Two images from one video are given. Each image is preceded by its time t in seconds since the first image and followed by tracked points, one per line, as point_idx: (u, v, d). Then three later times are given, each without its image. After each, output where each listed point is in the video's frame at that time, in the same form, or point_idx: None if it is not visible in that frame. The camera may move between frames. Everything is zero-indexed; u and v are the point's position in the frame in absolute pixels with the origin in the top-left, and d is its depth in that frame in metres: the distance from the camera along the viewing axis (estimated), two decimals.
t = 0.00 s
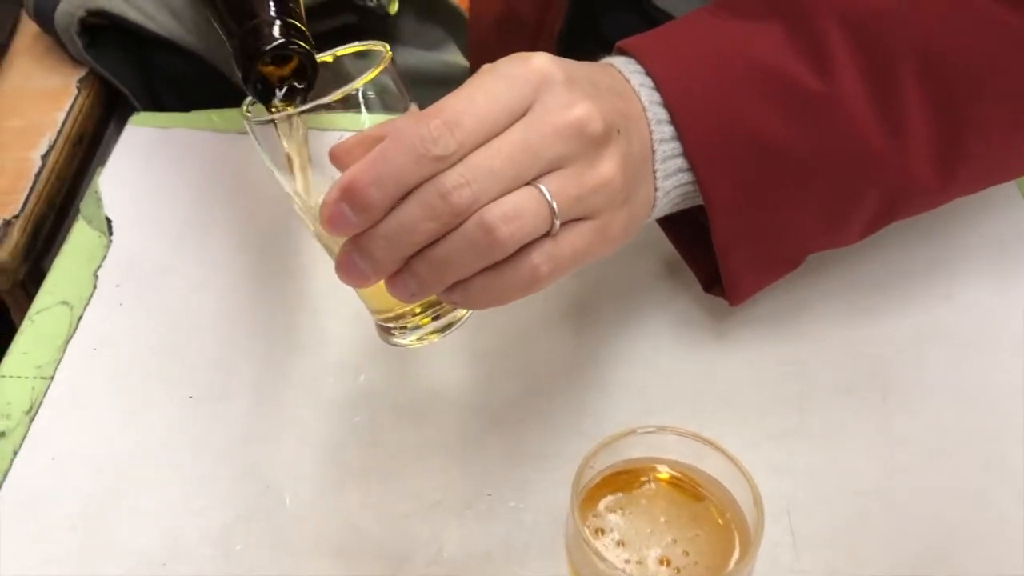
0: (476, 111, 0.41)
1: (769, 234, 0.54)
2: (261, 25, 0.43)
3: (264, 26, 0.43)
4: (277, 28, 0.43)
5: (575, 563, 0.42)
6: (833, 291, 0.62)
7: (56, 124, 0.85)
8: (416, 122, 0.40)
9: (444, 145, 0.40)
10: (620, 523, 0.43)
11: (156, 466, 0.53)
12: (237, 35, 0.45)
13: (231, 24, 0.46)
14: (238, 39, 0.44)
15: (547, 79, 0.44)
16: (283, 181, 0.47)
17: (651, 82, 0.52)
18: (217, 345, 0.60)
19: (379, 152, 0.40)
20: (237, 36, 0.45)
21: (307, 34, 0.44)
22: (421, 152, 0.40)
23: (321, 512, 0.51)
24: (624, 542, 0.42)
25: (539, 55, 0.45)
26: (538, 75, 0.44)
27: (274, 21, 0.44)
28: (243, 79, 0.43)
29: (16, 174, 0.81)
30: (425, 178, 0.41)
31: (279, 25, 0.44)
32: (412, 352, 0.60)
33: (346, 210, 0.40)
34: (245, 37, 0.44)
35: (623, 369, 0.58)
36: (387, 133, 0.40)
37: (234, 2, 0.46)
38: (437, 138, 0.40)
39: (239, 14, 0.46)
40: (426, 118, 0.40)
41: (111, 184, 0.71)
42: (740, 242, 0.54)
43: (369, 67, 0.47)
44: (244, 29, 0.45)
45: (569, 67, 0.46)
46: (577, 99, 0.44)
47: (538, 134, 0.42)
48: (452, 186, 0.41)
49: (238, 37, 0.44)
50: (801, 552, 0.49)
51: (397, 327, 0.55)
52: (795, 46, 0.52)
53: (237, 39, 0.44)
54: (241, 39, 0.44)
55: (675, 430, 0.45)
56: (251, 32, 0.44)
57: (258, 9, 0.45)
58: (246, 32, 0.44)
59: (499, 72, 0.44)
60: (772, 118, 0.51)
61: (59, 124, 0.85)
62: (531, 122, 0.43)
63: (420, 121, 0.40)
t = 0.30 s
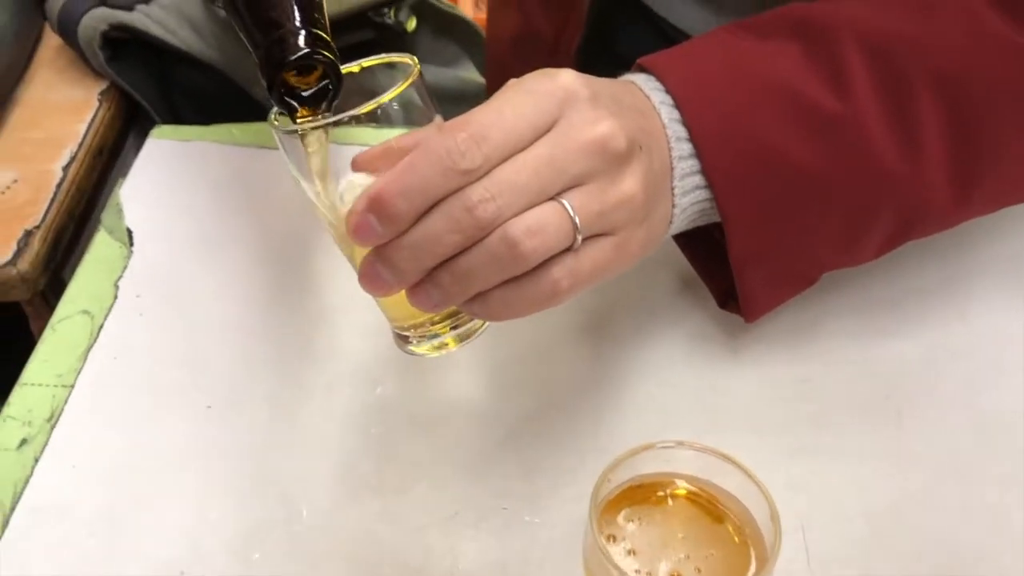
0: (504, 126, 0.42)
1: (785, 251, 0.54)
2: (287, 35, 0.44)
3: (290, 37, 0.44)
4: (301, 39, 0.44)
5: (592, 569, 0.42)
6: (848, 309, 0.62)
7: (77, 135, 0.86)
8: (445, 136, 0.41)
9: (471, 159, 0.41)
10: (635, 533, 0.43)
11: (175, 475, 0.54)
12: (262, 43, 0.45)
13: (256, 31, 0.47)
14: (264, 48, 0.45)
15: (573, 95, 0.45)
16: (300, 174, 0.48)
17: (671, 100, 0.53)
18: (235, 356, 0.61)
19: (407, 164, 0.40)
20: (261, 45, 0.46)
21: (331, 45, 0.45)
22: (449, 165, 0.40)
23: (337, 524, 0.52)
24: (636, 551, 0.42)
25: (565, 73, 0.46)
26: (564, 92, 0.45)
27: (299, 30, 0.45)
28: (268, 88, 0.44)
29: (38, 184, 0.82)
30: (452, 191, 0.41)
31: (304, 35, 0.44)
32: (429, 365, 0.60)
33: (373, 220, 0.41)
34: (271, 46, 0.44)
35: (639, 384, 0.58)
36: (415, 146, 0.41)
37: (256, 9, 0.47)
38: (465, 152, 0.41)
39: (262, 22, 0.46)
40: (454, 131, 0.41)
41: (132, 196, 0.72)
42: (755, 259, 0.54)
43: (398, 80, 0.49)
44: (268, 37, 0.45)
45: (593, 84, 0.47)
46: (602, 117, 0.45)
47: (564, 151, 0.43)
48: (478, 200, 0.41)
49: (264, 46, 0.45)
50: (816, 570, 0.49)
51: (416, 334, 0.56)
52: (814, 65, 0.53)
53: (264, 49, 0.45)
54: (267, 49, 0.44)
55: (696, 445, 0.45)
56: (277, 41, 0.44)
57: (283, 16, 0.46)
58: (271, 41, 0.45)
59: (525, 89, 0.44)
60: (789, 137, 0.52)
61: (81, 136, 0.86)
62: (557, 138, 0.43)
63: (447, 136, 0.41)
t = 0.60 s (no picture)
0: (530, 159, 0.43)
1: (797, 279, 0.55)
2: (319, 61, 0.45)
3: (321, 63, 0.45)
4: (333, 65, 0.45)
5: None
6: (862, 336, 0.63)
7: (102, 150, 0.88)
8: (473, 168, 0.42)
9: (498, 192, 0.42)
10: (649, 551, 0.44)
11: (196, 491, 0.55)
12: (294, 70, 0.46)
13: (287, 57, 0.48)
14: (297, 75, 0.46)
15: (597, 130, 0.46)
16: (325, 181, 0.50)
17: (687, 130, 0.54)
18: (256, 374, 0.62)
19: (435, 194, 0.41)
20: (293, 71, 0.47)
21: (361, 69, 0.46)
22: (477, 197, 0.41)
23: (356, 542, 0.53)
24: (649, 569, 0.43)
25: (589, 107, 0.47)
26: (589, 126, 0.46)
27: (330, 56, 0.46)
28: (301, 111, 0.45)
29: (63, 200, 0.83)
30: (476, 223, 0.42)
31: (336, 60, 0.46)
32: (445, 385, 0.61)
33: (400, 248, 0.42)
34: (303, 73, 0.45)
35: (653, 408, 0.59)
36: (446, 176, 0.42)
37: (288, 38, 0.48)
38: (493, 185, 0.42)
39: (294, 50, 0.47)
40: (483, 164, 0.42)
41: (156, 214, 0.74)
42: (767, 285, 0.55)
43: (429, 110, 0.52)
44: (299, 63, 0.47)
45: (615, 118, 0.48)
46: (624, 152, 0.46)
47: (587, 185, 0.44)
48: (503, 231, 0.42)
49: (296, 72, 0.46)
50: None
51: (431, 353, 0.57)
52: (828, 98, 0.54)
53: (295, 75, 0.46)
54: (299, 76, 0.46)
55: (716, 472, 0.46)
56: (309, 67, 0.45)
57: (314, 41, 0.47)
58: (303, 66, 0.46)
59: (552, 121, 0.45)
60: (803, 167, 0.53)
61: (105, 152, 0.88)
62: (581, 171, 0.44)
63: (476, 168, 0.42)
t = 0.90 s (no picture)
0: (552, 197, 0.43)
1: (811, 314, 0.55)
2: (343, 90, 0.45)
3: (345, 92, 0.45)
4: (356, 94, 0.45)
5: None
6: (876, 370, 0.63)
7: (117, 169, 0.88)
8: (494, 205, 0.42)
9: (520, 231, 0.42)
10: None
11: (209, 515, 0.55)
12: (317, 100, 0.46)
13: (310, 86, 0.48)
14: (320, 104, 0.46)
15: (616, 167, 0.46)
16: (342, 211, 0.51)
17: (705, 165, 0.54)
18: (270, 398, 0.62)
19: (457, 231, 0.42)
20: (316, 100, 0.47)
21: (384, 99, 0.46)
22: (499, 236, 0.42)
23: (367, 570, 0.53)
24: None
25: (610, 145, 0.47)
26: (607, 164, 0.46)
27: (354, 86, 0.46)
28: (324, 141, 0.45)
29: (78, 217, 0.84)
30: (496, 260, 0.43)
31: (359, 90, 0.46)
32: (459, 413, 0.62)
33: (419, 282, 0.42)
34: (326, 102, 0.45)
35: (666, 439, 0.59)
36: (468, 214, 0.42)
37: (311, 68, 0.48)
38: (515, 223, 0.42)
39: (317, 79, 0.48)
40: (503, 202, 0.42)
41: (172, 235, 0.74)
42: (781, 319, 0.55)
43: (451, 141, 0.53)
44: (322, 93, 0.47)
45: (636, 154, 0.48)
46: (643, 191, 0.46)
47: (607, 225, 0.44)
48: (522, 269, 0.43)
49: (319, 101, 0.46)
50: None
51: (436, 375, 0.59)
52: (845, 134, 0.54)
53: (318, 105, 0.46)
54: (322, 105, 0.46)
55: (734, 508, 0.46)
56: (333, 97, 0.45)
57: (338, 72, 0.47)
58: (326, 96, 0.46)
59: (573, 159, 0.45)
60: (819, 204, 0.53)
61: (120, 171, 0.88)
62: (602, 211, 0.44)
63: (498, 206, 0.42)
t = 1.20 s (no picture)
0: (572, 262, 0.43)
1: (824, 370, 0.56)
2: (362, 148, 0.46)
3: (364, 150, 0.46)
4: (375, 151, 0.45)
5: None
6: (889, 423, 0.62)
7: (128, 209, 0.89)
8: (514, 270, 0.43)
9: (540, 295, 0.42)
10: None
11: (219, 566, 0.55)
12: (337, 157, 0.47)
13: (330, 141, 0.48)
14: (340, 161, 0.46)
15: (637, 233, 0.46)
16: (357, 262, 0.51)
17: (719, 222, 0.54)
18: (281, 446, 0.62)
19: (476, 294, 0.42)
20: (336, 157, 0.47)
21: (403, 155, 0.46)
22: (519, 302, 0.42)
23: None
24: None
25: (627, 207, 0.47)
26: (629, 231, 0.46)
27: (373, 143, 0.46)
28: (343, 198, 0.45)
29: (89, 258, 0.84)
30: (514, 324, 0.43)
31: (378, 147, 0.46)
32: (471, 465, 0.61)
33: (436, 342, 0.42)
34: (345, 159, 0.46)
35: (678, 492, 0.59)
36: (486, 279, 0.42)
37: (331, 124, 0.49)
38: (535, 287, 0.42)
39: (336, 134, 0.48)
40: (523, 267, 0.42)
41: (184, 279, 0.75)
42: (794, 374, 0.56)
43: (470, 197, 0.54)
44: (342, 149, 0.47)
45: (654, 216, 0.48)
46: (663, 255, 0.46)
47: (626, 290, 0.44)
48: (541, 334, 0.43)
49: (339, 158, 0.46)
50: None
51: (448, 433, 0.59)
52: (859, 193, 0.54)
53: (338, 162, 0.46)
54: (342, 162, 0.46)
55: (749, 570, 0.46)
56: (352, 154, 0.46)
57: (358, 129, 0.47)
58: (346, 153, 0.46)
59: (593, 224, 0.46)
60: (832, 263, 0.53)
61: (132, 212, 0.89)
62: (621, 275, 0.45)
63: (516, 270, 0.42)
